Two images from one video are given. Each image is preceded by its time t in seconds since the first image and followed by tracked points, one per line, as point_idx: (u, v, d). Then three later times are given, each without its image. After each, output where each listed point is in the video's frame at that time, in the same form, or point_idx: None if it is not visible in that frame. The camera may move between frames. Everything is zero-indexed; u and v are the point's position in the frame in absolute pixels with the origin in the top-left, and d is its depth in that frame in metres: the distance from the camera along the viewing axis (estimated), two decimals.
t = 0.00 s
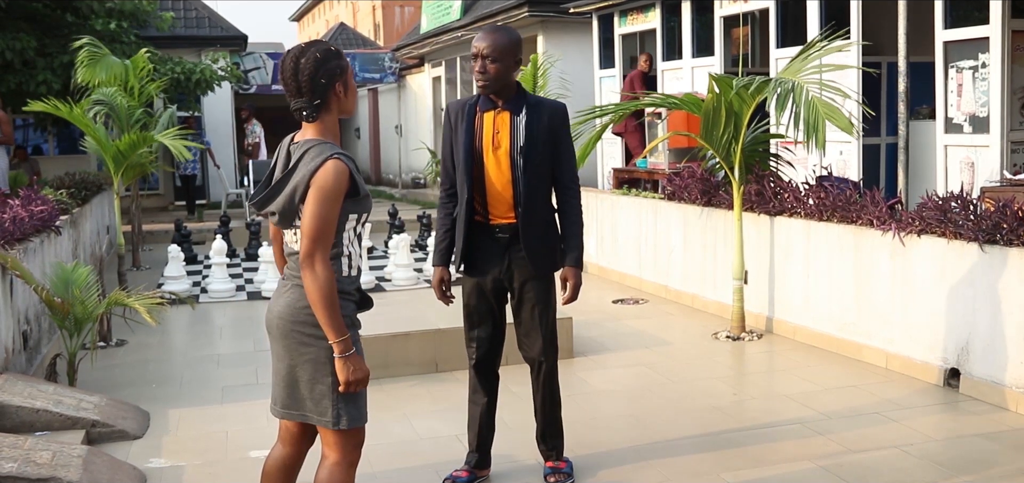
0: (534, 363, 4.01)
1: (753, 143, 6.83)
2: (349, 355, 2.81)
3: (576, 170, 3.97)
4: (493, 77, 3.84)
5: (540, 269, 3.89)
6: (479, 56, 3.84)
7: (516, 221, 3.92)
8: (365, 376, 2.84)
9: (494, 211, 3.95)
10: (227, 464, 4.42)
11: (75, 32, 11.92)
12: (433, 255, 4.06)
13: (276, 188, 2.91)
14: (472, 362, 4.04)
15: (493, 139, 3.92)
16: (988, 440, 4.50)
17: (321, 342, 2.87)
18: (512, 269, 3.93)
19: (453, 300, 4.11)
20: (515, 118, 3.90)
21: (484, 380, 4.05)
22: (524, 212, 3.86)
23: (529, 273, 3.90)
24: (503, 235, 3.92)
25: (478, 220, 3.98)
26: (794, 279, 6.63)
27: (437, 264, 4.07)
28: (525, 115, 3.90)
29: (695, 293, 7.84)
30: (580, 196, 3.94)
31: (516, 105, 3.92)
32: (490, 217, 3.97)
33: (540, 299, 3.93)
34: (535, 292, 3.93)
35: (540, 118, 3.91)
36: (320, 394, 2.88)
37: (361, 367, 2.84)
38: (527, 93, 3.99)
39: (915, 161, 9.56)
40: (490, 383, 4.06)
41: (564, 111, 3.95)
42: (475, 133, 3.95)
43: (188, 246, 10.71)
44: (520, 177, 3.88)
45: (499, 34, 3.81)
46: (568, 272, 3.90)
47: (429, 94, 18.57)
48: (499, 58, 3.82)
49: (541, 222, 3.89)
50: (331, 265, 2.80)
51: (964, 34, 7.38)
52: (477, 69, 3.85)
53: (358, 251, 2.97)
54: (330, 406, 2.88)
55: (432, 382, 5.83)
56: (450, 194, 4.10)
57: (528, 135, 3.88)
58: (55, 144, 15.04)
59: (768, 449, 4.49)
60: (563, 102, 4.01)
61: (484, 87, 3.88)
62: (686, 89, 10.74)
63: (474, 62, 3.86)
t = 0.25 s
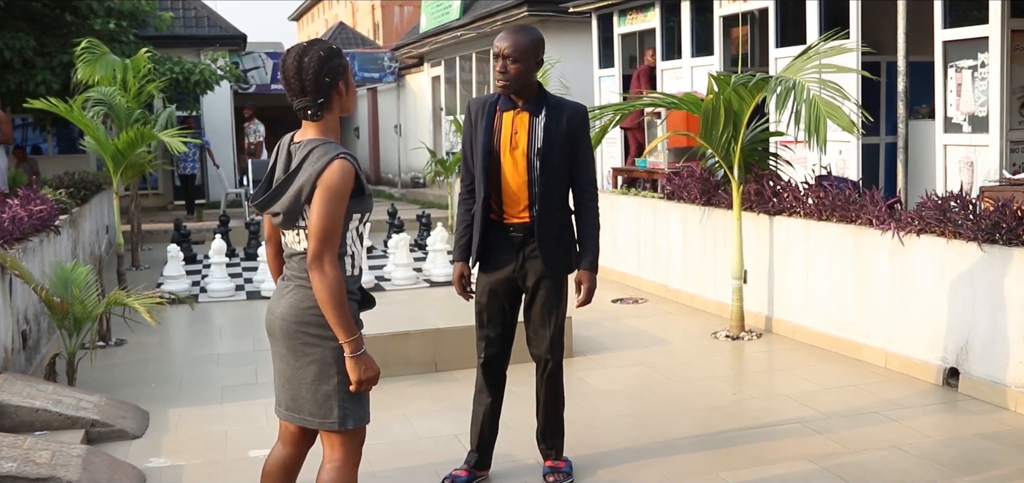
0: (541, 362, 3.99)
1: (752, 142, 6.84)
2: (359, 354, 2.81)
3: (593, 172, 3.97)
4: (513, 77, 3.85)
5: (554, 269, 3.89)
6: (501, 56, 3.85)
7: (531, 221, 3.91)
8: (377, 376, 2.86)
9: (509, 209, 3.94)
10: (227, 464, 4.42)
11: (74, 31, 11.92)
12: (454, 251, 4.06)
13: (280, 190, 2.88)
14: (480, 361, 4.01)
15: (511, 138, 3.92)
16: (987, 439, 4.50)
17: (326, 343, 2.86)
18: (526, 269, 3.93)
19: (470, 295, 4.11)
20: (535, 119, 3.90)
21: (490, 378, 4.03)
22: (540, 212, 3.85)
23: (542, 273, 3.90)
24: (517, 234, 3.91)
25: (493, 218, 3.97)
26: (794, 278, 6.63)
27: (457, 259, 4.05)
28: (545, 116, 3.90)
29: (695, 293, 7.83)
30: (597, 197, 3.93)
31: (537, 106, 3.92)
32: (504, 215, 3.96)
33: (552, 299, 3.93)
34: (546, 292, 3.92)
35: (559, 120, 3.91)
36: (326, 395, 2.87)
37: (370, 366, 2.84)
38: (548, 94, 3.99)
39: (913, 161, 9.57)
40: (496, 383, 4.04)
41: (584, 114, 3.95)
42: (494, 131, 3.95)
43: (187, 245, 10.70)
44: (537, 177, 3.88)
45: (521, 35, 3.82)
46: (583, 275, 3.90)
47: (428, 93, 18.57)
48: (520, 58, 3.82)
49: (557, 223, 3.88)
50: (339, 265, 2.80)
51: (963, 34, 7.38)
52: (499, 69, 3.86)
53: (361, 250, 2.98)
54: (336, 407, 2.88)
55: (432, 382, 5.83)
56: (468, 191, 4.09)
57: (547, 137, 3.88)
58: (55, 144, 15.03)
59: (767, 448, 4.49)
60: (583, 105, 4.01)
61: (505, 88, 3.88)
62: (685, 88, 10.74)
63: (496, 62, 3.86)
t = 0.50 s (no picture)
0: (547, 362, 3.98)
1: (753, 140, 6.83)
2: (365, 355, 2.80)
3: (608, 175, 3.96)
4: (531, 78, 3.84)
5: (564, 270, 3.88)
6: (517, 57, 3.84)
7: (543, 221, 3.91)
8: (383, 376, 2.84)
9: (521, 208, 3.94)
10: (226, 464, 4.42)
11: (74, 31, 11.91)
12: (467, 248, 4.05)
13: (285, 190, 2.87)
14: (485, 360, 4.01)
15: (526, 140, 3.92)
16: (987, 439, 4.50)
17: (331, 346, 2.86)
18: (537, 269, 3.92)
19: (482, 293, 4.09)
20: (550, 121, 3.90)
21: (494, 377, 4.02)
22: (553, 213, 3.85)
23: (552, 273, 3.90)
24: (528, 233, 3.91)
25: (505, 217, 3.97)
26: (794, 278, 6.63)
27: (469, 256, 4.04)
28: (561, 118, 3.90)
29: (695, 292, 7.83)
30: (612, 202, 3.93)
31: (553, 108, 3.92)
32: (516, 214, 3.95)
33: (561, 299, 3.93)
34: (555, 291, 3.92)
35: (575, 123, 3.91)
36: (329, 397, 2.86)
37: (376, 370, 2.83)
38: (565, 96, 3.99)
39: (913, 160, 9.57)
40: (499, 382, 4.04)
41: (600, 118, 3.95)
42: (509, 132, 3.95)
43: (187, 245, 10.70)
44: (551, 179, 3.88)
45: (539, 35, 3.81)
46: (595, 277, 3.89)
47: (428, 93, 18.56)
48: (537, 59, 3.81)
49: (569, 224, 3.88)
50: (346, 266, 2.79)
51: (963, 33, 7.37)
52: (515, 70, 3.85)
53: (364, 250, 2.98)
54: (339, 411, 2.87)
55: (431, 382, 5.82)
56: (482, 190, 4.09)
57: (562, 139, 3.88)
58: (55, 143, 15.03)
59: (766, 448, 4.49)
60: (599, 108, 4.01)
61: (522, 89, 3.88)
62: (685, 88, 10.74)
63: (513, 62, 3.85)
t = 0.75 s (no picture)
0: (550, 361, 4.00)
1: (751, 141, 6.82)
2: (378, 355, 2.81)
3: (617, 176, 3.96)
4: (542, 77, 3.84)
5: (569, 270, 3.89)
6: (529, 56, 3.83)
7: (549, 220, 3.90)
8: (395, 378, 2.85)
9: (527, 207, 3.93)
10: (226, 463, 4.42)
11: (74, 30, 11.91)
12: (473, 245, 4.05)
13: (292, 188, 2.84)
14: (487, 357, 4.02)
15: (535, 139, 3.91)
16: (987, 438, 4.50)
17: (334, 348, 2.84)
18: (542, 268, 3.93)
19: (488, 290, 4.12)
20: (560, 120, 3.89)
21: (497, 375, 4.03)
22: (559, 213, 3.85)
23: (557, 274, 3.90)
24: (533, 232, 3.91)
25: (511, 216, 3.97)
26: (794, 277, 6.63)
27: (475, 253, 4.05)
28: (571, 118, 3.89)
29: (695, 292, 7.83)
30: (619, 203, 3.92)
31: (563, 107, 3.91)
32: (522, 213, 3.95)
33: (565, 299, 3.93)
34: (559, 291, 3.92)
35: (585, 123, 3.90)
36: (330, 400, 2.85)
37: (389, 370, 2.83)
38: (576, 96, 3.98)
39: (913, 160, 9.57)
40: (501, 381, 4.03)
41: (610, 118, 3.94)
42: (518, 130, 3.95)
43: (186, 244, 10.70)
44: (558, 179, 3.87)
45: (551, 35, 3.80)
46: (603, 280, 3.88)
47: (428, 92, 18.56)
48: (549, 59, 3.81)
49: (576, 224, 3.88)
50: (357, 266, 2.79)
51: (963, 33, 7.37)
52: (526, 69, 3.85)
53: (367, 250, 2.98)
54: (341, 414, 2.85)
55: (431, 381, 5.82)
56: (489, 187, 4.09)
57: (571, 139, 3.87)
58: (54, 143, 15.03)
59: (766, 447, 4.48)
60: (609, 109, 4.00)
61: (533, 88, 3.87)
62: (684, 87, 10.74)
63: (524, 62, 3.85)
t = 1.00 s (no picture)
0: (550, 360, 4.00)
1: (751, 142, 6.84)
2: (390, 353, 2.81)
3: (619, 176, 3.95)
4: (547, 75, 3.84)
5: (570, 269, 3.88)
6: (534, 54, 3.83)
7: (550, 219, 3.90)
8: (408, 375, 2.86)
9: (528, 206, 3.93)
10: (226, 463, 4.42)
11: (74, 29, 11.91)
12: (475, 242, 4.04)
13: (298, 188, 2.83)
14: (487, 354, 4.03)
15: (537, 137, 3.92)
16: (987, 438, 4.50)
17: (337, 351, 2.83)
18: (542, 266, 3.92)
19: (489, 287, 4.12)
20: (563, 119, 3.90)
21: (496, 372, 4.04)
22: (560, 211, 3.85)
23: (557, 272, 3.89)
24: (534, 230, 3.90)
25: (513, 213, 3.97)
26: (794, 277, 6.63)
27: (476, 250, 4.05)
28: (574, 117, 3.90)
29: (695, 291, 7.83)
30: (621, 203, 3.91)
31: (567, 106, 3.92)
32: (524, 211, 3.95)
33: (565, 297, 3.92)
34: (559, 290, 3.91)
35: (588, 122, 3.90)
36: (333, 404, 2.84)
37: (401, 367, 2.85)
38: (579, 95, 3.98)
39: (912, 159, 9.57)
40: (499, 378, 4.05)
41: (613, 118, 3.94)
42: (521, 128, 3.96)
43: (186, 243, 10.69)
44: (560, 177, 3.87)
45: (555, 34, 3.80)
46: (606, 281, 3.86)
47: (428, 91, 18.56)
48: (553, 57, 3.81)
49: (576, 223, 3.87)
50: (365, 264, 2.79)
51: (962, 32, 7.37)
52: (531, 68, 3.85)
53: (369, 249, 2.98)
54: (344, 417, 2.85)
55: (431, 381, 5.82)
56: (491, 185, 4.09)
57: (573, 138, 3.87)
58: (54, 142, 15.04)
59: (766, 447, 4.48)
60: (613, 109, 4.00)
61: (537, 86, 3.88)
62: (684, 87, 10.74)
63: (528, 60, 3.85)
